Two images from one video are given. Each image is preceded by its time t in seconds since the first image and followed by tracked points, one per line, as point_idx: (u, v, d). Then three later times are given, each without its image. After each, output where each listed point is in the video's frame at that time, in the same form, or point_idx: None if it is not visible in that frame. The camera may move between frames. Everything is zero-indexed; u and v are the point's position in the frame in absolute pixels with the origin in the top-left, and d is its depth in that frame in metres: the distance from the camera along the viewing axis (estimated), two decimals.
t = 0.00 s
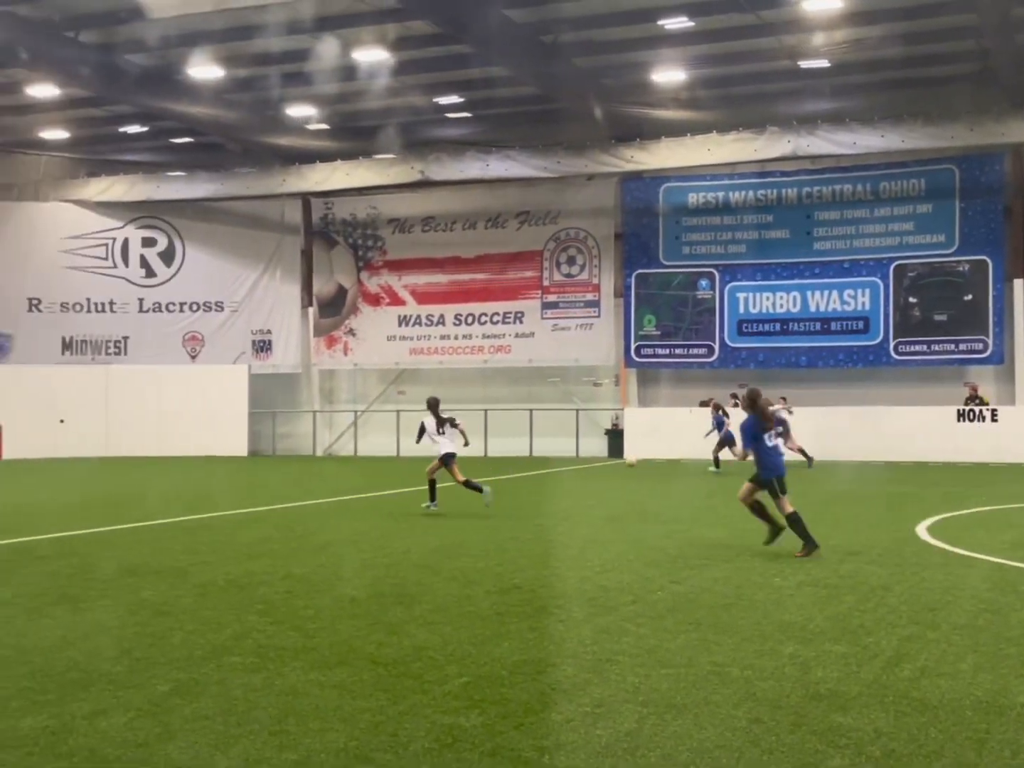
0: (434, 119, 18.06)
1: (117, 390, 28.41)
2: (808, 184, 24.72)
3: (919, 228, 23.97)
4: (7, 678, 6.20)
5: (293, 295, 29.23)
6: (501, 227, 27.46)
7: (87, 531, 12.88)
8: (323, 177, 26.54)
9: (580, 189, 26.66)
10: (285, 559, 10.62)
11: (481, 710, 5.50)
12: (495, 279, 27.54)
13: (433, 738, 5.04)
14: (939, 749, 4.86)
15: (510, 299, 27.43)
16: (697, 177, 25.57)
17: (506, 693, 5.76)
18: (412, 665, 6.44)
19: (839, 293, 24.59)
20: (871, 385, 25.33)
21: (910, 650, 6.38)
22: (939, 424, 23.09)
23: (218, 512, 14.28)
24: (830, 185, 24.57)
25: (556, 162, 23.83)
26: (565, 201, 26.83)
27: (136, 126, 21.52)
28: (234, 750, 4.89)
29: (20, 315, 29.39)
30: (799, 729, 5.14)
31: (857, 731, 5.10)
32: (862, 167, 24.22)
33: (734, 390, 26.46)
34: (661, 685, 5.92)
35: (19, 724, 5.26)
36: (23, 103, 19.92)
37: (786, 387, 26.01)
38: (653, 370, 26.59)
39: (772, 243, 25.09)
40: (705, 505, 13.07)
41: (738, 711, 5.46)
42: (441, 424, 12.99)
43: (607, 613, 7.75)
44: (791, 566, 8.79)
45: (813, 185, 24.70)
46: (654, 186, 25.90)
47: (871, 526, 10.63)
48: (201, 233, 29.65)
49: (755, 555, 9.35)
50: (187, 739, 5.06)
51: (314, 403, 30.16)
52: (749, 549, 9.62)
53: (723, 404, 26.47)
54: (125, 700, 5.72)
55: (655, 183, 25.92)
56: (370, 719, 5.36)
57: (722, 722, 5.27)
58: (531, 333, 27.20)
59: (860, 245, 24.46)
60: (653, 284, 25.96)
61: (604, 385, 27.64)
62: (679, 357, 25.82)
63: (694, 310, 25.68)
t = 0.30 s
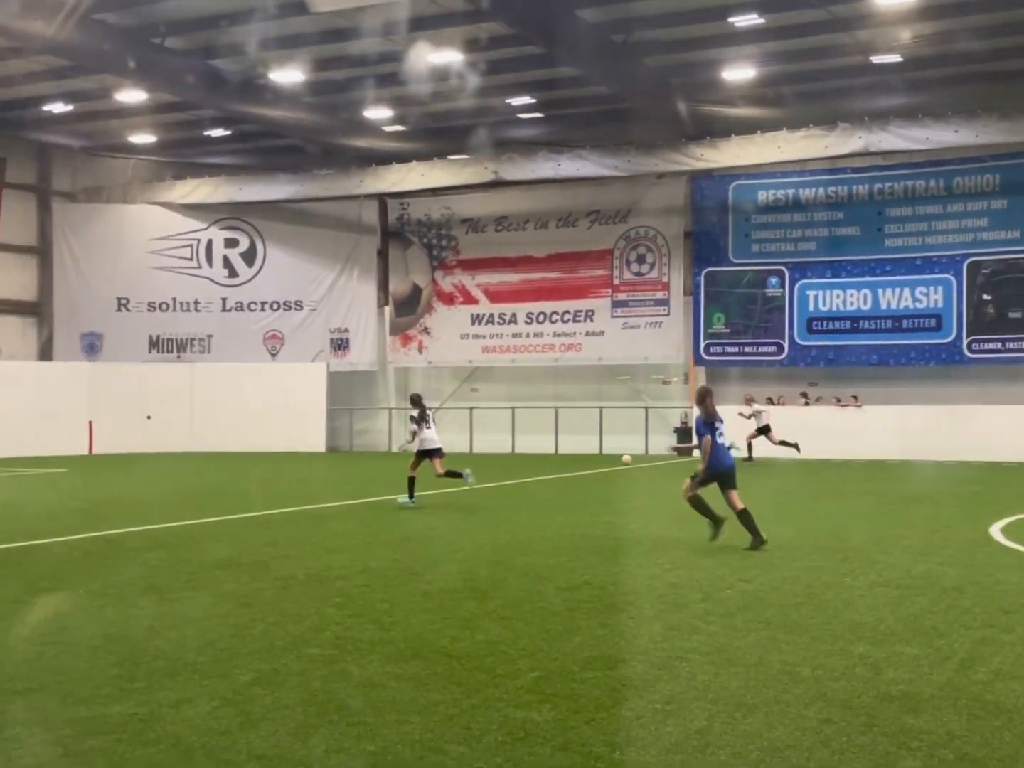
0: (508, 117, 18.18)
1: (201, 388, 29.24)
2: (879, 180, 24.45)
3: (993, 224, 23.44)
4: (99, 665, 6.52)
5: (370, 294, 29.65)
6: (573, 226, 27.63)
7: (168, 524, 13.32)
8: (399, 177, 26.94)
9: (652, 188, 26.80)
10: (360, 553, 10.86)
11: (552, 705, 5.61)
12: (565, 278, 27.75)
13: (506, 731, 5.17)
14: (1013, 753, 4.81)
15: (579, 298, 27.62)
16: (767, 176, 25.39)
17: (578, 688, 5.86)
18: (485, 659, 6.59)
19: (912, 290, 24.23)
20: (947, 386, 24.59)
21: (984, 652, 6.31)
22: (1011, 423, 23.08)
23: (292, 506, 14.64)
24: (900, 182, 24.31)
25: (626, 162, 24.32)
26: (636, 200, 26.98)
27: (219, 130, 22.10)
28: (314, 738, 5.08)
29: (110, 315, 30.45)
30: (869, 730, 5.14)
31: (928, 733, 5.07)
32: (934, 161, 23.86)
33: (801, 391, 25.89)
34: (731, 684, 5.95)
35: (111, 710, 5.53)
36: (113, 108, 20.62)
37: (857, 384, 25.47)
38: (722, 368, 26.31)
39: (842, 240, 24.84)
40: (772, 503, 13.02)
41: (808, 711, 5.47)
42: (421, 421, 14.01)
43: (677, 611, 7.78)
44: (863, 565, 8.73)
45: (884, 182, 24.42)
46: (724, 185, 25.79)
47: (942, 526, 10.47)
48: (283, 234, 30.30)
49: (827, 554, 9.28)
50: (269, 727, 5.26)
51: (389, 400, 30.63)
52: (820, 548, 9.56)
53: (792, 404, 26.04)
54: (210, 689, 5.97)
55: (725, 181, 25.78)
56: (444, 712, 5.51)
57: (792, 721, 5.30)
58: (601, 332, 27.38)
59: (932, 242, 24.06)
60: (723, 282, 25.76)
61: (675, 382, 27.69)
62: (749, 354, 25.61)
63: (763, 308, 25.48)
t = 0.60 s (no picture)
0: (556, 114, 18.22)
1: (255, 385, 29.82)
2: (927, 177, 24.07)
3: None
4: (159, 656, 6.74)
5: (419, 293, 29.76)
6: (620, 225, 27.70)
7: (221, 519, 13.64)
8: (449, 177, 27.13)
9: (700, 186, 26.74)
10: (413, 548, 11.03)
11: (600, 700, 5.70)
12: (612, 276, 27.76)
13: (554, 726, 5.27)
14: None
15: (626, 297, 27.63)
16: (813, 174, 25.19)
17: (624, 684, 5.95)
18: (534, 654, 6.69)
19: (960, 288, 23.83)
20: (998, 385, 24.28)
21: None
22: None
23: (342, 501, 14.90)
24: (949, 179, 23.89)
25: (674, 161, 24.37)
26: (685, 198, 26.99)
27: (274, 132, 22.48)
28: (367, 730, 5.23)
29: (169, 315, 31.16)
30: (916, 730, 5.16)
31: (976, 734, 5.07)
32: (983, 158, 23.45)
33: (849, 390, 25.72)
34: (778, 682, 5.99)
35: (171, 701, 5.74)
36: (171, 111, 21.07)
37: (904, 383, 25.27)
38: (768, 366, 26.19)
39: (889, 238, 24.55)
40: (817, 502, 12.90)
41: (855, 710, 5.50)
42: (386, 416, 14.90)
43: (723, 608, 7.82)
44: (909, 564, 8.70)
45: (932, 179, 24.03)
46: (770, 184, 25.66)
47: (989, 527, 10.35)
48: (336, 234, 30.69)
49: (874, 553, 9.23)
50: (322, 720, 5.41)
51: (439, 399, 30.78)
52: (869, 547, 9.50)
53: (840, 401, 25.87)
54: (265, 680, 6.15)
55: (771, 180, 25.64)
56: (493, 706, 5.63)
57: (839, 721, 5.32)
58: (648, 331, 27.36)
59: (982, 239, 23.64)
60: (769, 280, 25.63)
61: (719, 381, 27.50)
62: (795, 353, 25.43)
63: (809, 306, 25.31)
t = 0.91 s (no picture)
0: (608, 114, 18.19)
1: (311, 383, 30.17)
2: (981, 173, 23.49)
3: None
4: (218, 650, 6.93)
5: (472, 292, 30.14)
6: (669, 224, 27.66)
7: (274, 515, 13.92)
8: (500, 178, 27.29)
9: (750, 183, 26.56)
10: (466, 544, 11.17)
11: (650, 698, 5.75)
12: (661, 275, 27.74)
13: (604, 723, 5.34)
14: None
15: (675, 296, 27.63)
16: (863, 171, 24.60)
17: (674, 683, 6.00)
18: (584, 651, 6.75)
19: (1015, 286, 23.42)
20: None
21: None
22: None
23: (393, 499, 15.08)
24: (1004, 175, 23.32)
25: (723, 161, 24.36)
26: (734, 197, 26.89)
27: (329, 134, 22.79)
28: (420, 725, 5.34)
29: (227, 315, 31.68)
30: (968, 731, 5.14)
31: None
32: None
33: (900, 387, 25.43)
34: (829, 682, 6.00)
35: (230, 693, 5.90)
36: (229, 114, 21.52)
37: (958, 382, 24.83)
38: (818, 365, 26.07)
39: (942, 236, 24.13)
40: (868, 502, 12.77)
41: (907, 711, 5.49)
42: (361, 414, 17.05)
43: (773, 607, 7.82)
44: (961, 566, 8.63)
45: (986, 175, 23.46)
46: (820, 182, 25.11)
47: None
48: (390, 234, 31.02)
49: (927, 554, 9.15)
50: (377, 714, 5.53)
51: (490, 397, 31.00)
52: (921, 548, 9.41)
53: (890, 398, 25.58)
54: (321, 674, 6.30)
55: (821, 178, 25.11)
56: (545, 702, 5.71)
57: (891, 722, 5.31)
58: (697, 329, 27.29)
59: None
60: (819, 278, 25.41)
61: (769, 379, 27.36)
62: (846, 352, 25.22)
63: (860, 305, 25.00)
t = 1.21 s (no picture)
0: (640, 112, 18.20)
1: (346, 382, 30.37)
2: (1014, 170, 23.33)
3: None
4: (255, 645, 7.05)
5: (505, 291, 30.25)
6: (700, 223, 27.58)
7: (308, 511, 14.12)
8: (532, 177, 27.36)
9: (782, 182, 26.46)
10: (498, 542, 11.24)
11: (681, 696, 5.79)
12: (693, 274, 27.63)
13: (636, 721, 5.38)
14: None
15: (706, 295, 27.53)
16: (896, 168, 24.62)
17: (707, 680, 6.04)
18: (615, 649, 6.80)
19: None
20: None
21: None
22: None
23: (427, 496, 15.21)
24: None
25: (756, 159, 24.21)
26: (766, 195, 26.78)
27: (363, 134, 22.96)
28: (453, 721, 5.42)
29: (264, 313, 31.96)
30: (1002, 731, 5.14)
31: None
32: None
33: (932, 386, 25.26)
34: (861, 681, 6.03)
35: (266, 688, 6.01)
36: (265, 115, 21.76)
37: (993, 382, 24.59)
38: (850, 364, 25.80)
39: (975, 233, 23.88)
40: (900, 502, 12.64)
41: (939, 711, 5.49)
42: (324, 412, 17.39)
43: (804, 606, 7.82)
44: (993, 567, 8.56)
45: (1020, 172, 23.27)
46: (853, 180, 25.21)
47: None
48: (423, 233, 31.17)
49: (959, 554, 9.10)
50: (411, 710, 5.61)
51: (522, 395, 30.89)
52: (954, 548, 9.36)
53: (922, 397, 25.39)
54: (356, 670, 6.39)
55: (854, 176, 25.20)
56: (577, 699, 5.77)
57: (924, 722, 5.31)
58: (728, 327, 27.16)
59: None
60: (851, 277, 25.22)
61: (801, 378, 27.22)
62: (878, 350, 24.98)
63: (892, 303, 24.77)
